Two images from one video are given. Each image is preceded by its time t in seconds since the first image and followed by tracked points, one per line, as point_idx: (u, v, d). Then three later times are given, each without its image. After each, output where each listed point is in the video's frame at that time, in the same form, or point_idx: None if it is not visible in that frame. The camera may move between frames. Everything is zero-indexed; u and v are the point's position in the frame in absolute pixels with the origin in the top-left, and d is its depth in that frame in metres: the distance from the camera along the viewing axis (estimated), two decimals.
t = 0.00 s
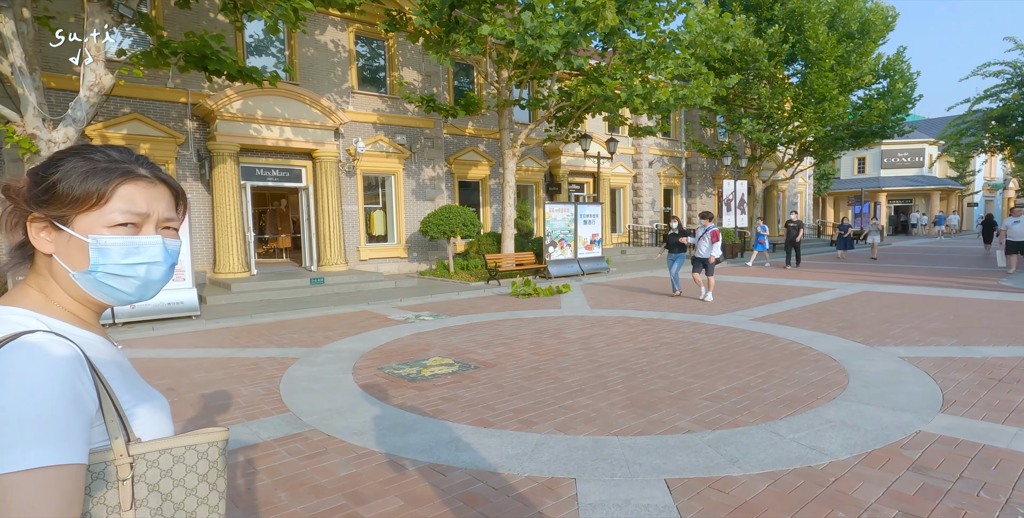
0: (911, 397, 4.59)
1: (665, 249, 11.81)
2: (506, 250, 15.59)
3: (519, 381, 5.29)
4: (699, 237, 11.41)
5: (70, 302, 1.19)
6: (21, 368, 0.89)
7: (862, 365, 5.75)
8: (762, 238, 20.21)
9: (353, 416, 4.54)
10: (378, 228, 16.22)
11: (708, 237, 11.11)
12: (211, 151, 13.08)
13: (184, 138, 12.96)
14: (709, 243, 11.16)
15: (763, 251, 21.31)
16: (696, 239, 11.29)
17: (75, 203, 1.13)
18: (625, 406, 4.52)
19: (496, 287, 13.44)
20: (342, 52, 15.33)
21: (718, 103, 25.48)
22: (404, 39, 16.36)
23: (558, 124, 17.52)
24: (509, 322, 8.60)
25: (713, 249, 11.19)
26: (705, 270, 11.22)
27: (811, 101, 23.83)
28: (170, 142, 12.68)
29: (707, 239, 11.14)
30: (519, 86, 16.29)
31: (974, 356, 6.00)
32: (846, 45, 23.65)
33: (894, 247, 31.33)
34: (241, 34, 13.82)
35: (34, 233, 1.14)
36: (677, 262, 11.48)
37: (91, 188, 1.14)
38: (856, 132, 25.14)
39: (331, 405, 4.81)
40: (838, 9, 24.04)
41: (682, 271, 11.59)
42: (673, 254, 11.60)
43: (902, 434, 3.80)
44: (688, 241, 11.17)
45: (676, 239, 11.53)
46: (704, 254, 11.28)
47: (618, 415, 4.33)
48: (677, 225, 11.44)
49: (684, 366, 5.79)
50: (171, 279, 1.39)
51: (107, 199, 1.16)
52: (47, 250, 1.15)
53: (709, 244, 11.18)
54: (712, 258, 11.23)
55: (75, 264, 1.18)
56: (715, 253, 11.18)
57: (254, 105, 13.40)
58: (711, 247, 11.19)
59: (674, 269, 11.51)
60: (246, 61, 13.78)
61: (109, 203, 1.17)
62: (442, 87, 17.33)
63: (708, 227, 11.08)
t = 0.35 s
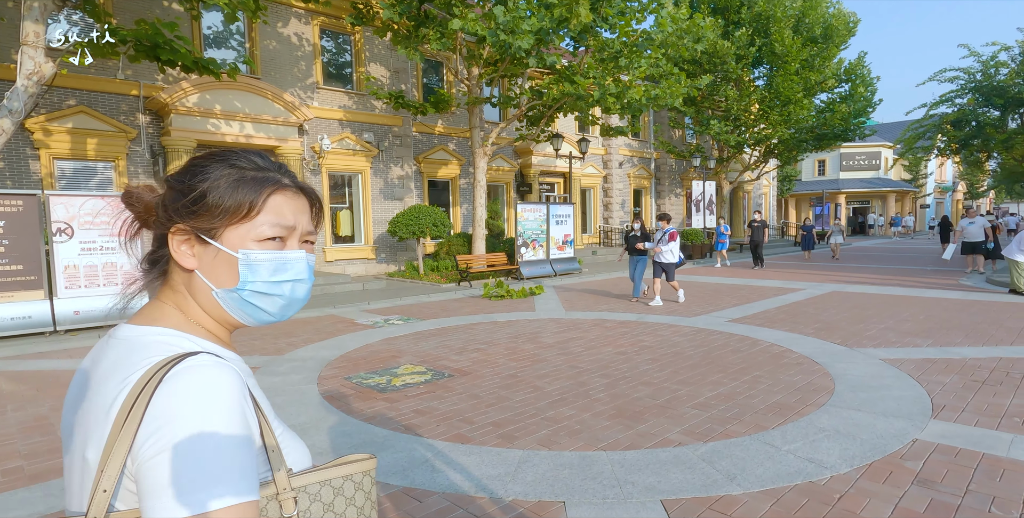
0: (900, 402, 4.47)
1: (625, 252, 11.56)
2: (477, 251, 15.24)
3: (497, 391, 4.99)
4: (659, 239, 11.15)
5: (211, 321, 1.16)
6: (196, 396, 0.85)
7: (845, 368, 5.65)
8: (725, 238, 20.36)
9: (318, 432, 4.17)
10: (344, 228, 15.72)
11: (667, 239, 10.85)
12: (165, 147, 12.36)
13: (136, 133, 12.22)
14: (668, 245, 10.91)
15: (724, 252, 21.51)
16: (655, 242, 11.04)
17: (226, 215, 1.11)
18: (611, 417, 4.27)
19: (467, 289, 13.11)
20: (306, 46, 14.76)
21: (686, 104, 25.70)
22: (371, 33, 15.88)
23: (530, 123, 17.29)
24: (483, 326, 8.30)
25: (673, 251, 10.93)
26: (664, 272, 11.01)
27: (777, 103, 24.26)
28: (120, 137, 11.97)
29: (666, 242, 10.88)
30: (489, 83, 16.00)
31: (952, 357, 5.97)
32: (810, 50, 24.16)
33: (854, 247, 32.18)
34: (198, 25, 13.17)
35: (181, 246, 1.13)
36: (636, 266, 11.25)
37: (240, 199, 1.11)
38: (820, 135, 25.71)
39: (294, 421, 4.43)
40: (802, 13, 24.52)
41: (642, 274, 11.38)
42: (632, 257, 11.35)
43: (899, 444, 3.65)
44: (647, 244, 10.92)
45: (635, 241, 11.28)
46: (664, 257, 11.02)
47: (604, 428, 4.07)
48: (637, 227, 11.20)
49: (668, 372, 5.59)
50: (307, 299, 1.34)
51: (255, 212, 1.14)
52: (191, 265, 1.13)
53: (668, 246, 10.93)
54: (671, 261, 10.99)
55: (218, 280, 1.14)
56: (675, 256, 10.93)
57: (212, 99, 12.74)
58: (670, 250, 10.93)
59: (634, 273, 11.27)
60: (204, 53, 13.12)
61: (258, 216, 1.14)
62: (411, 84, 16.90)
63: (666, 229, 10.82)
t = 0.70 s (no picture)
0: (899, 413, 4.31)
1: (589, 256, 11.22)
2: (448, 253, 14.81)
3: (479, 406, 4.64)
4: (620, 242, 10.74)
5: (400, 317, 1.08)
6: (435, 394, 0.77)
7: (837, 375, 5.49)
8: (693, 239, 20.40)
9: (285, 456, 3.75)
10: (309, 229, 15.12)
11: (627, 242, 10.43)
12: (115, 143, 11.58)
13: (82, 127, 11.39)
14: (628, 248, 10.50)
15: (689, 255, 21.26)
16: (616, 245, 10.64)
17: (428, 199, 1.03)
18: (604, 435, 3.97)
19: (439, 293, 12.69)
20: (269, 39, 14.08)
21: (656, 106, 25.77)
22: (337, 27, 15.27)
23: (501, 123, 16.93)
24: (459, 332, 7.92)
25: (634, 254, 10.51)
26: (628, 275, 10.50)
27: (745, 106, 24.60)
28: (65, 131, 11.13)
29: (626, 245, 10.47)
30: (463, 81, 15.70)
31: (938, 362, 5.90)
32: (777, 54, 24.50)
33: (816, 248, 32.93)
34: (152, 15, 12.41)
35: (376, 233, 1.05)
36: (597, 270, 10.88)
37: (443, 183, 1.04)
38: (786, 138, 26.12)
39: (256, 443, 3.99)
40: (769, 18, 24.90)
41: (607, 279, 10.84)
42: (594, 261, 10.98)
43: (910, 460, 3.46)
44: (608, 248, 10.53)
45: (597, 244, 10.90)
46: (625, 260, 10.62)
47: (599, 447, 3.77)
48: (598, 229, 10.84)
49: (657, 381, 5.33)
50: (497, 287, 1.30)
51: (456, 197, 1.06)
52: (385, 254, 1.05)
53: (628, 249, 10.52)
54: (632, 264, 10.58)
55: (417, 271, 1.08)
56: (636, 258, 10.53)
57: (166, 92, 12.01)
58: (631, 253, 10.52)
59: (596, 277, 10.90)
60: (158, 44, 12.35)
61: (458, 201, 1.06)
62: (379, 80, 16.35)
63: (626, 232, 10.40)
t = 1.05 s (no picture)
0: (908, 418, 4.17)
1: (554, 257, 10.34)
2: (424, 253, 14.41)
3: (470, 417, 4.33)
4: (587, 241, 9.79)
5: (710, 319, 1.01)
6: (828, 419, 0.74)
7: (834, 378, 5.36)
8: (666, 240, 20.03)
9: (261, 477, 3.38)
10: (279, 229, 14.51)
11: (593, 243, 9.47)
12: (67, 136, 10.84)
13: (31, 120, 10.63)
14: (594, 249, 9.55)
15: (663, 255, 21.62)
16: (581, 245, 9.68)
17: (751, 195, 0.96)
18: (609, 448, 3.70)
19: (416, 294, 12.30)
20: (235, 30, 13.46)
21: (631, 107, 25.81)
22: (308, 19, 14.72)
23: (478, 121, 16.62)
24: (441, 336, 7.58)
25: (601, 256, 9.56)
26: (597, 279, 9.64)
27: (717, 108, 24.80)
28: (12, 124, 10.37)
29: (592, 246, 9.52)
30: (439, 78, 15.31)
31: (933, 363, 5.84)
32: (749, 56, 24.81)
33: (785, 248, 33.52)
34: (108, 1, 11.69)
35: (701, 237, 0.95)
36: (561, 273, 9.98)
37: (761, 177, 0.97)
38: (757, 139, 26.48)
39: (228, 462, 3.60)
40: (741, 20, 25.16)
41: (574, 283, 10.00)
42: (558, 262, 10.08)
43: (932, 471, 3.29)
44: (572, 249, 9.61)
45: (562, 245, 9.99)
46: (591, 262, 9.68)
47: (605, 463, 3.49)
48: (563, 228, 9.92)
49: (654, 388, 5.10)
50: (770, 283, 1.23)
51: (768, 193, 1.00)
52: (708, 261, 0.97)
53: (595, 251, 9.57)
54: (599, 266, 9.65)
55: (738, 274, 1.00)
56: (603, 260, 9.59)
57: (124, 83, 11.34)
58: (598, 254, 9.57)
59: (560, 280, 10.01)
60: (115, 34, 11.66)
61: (770, 196, 1.00)
62: (352, 76, 15.85)
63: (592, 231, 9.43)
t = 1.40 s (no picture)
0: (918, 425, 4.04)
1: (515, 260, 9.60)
2: (399, 254, 13.99)
3: (468, 431, 4.03)
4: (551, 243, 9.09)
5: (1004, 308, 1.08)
6: None
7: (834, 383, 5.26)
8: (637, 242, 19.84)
9: (240, 507, 3.01)
10: (245, 229, 14.00)
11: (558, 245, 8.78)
12: (14, 130, 10.10)
13: None
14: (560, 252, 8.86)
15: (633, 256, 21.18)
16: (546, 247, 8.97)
17: None
18: (621, 464, 3.46)
19: (392, 297, 11.89)
20: (198, 21, 12.80)
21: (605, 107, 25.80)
22: (276, 12, 14.11)
23: (452, 120, 16.25)
24: (424, 342, 7.26)
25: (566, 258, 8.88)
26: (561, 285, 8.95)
27: (689, 110, 25.01)
28: None
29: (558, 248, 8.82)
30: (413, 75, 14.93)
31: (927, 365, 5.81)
32: (720, 59, 25.07)
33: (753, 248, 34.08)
34: None
35: None
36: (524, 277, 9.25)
37: None
38: (728, 141, 26.81)
39: (201, 490, 3.21)
40: (712, 24, 25.45)
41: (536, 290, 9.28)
42: (520, 266, 9.35)
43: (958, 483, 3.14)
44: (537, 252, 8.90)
45: (525, 247, 9.26)
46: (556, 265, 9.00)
47: (620, 480, 3.25)
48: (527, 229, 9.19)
49: (655, 396, 4.89)
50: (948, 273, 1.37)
51: None
52: None
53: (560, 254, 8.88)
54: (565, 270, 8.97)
55: None
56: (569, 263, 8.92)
57: (78, 74, 10.63)
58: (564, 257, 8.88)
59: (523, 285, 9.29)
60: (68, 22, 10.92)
61: None
62: (322, 72, 15.28)
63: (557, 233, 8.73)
